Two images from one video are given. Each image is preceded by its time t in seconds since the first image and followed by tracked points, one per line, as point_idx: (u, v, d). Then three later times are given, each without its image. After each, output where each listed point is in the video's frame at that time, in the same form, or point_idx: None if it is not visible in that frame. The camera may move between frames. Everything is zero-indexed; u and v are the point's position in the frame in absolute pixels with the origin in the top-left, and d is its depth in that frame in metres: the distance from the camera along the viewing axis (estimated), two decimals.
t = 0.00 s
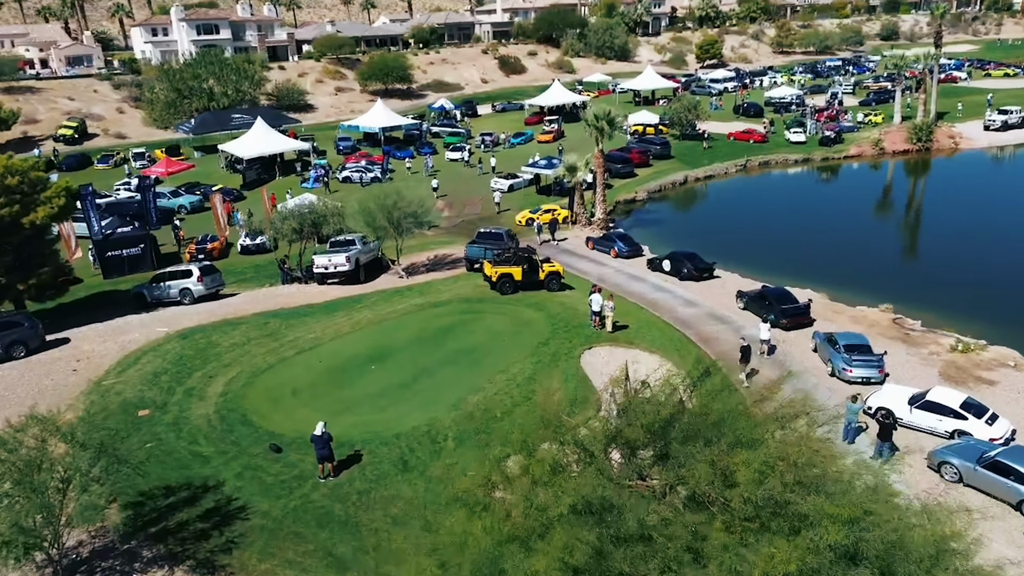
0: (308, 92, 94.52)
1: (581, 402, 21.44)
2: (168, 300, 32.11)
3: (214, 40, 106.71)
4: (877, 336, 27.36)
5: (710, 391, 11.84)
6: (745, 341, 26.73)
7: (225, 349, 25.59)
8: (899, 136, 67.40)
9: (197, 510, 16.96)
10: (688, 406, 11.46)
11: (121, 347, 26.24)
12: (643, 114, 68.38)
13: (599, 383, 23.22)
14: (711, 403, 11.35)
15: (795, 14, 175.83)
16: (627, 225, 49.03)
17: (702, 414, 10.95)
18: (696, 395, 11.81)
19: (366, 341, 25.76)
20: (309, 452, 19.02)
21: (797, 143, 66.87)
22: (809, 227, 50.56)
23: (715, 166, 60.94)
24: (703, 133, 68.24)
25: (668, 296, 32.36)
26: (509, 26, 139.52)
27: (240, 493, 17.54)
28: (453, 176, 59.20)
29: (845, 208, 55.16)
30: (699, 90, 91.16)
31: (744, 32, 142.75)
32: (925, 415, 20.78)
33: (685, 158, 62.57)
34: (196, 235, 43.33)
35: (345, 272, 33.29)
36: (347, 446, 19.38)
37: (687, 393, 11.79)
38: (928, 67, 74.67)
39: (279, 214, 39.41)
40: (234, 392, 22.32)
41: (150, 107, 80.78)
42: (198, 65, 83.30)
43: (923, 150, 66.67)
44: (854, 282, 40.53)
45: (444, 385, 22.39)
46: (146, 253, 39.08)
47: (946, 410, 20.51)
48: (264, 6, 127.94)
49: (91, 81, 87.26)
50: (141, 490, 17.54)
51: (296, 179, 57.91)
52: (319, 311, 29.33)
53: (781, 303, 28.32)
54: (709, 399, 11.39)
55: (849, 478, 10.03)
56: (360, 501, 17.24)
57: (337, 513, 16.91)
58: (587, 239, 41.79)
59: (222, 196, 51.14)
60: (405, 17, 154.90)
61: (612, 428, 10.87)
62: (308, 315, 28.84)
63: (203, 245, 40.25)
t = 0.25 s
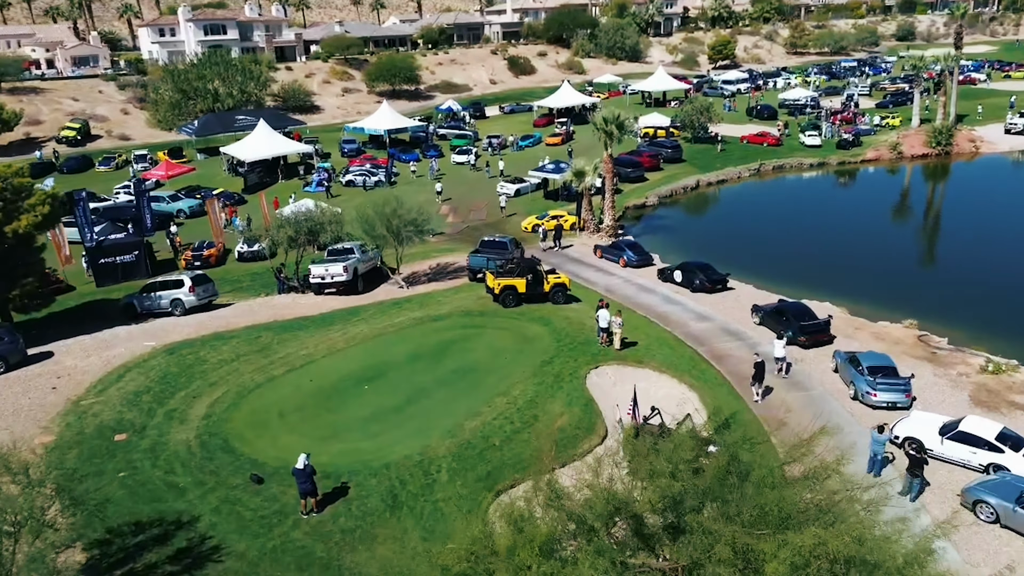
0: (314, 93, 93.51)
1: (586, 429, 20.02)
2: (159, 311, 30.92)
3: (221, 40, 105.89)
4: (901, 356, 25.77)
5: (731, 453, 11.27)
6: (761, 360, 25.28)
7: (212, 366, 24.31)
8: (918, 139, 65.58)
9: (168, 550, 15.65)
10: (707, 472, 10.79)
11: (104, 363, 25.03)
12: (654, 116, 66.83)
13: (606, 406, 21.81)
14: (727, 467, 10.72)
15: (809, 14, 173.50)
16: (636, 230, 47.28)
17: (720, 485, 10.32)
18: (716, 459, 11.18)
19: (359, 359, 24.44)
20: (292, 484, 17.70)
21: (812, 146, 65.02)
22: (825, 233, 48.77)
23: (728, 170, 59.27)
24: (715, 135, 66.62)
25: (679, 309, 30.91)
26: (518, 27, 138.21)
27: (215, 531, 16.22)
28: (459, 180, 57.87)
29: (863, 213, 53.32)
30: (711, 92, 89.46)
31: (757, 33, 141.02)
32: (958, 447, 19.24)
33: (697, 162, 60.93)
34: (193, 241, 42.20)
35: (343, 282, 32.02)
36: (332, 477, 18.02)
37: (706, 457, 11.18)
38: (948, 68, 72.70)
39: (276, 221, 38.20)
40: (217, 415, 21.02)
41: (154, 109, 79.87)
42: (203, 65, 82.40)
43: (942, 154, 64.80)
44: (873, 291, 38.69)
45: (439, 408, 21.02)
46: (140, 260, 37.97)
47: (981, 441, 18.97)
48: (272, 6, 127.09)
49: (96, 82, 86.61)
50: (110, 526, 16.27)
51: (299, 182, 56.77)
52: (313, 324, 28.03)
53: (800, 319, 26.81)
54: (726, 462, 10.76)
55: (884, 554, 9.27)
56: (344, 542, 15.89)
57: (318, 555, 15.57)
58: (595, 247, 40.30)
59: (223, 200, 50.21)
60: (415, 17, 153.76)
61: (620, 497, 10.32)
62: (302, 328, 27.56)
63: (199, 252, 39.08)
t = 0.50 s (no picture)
0: (316, 93, 92.54)
1: (587, 455, 18.81)
2: (146, 321, 29.78)
3: (223, 40, 104.99)
4: (920, 373, 24.47)
5: (748, 515, 10.45)
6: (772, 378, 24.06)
7: (196, 382, 23.19)
8: (930, 142, 64.18)
9: None
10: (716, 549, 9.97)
11: (84, 378, 23.95)
12: (660, 118, 65.55)
13: (608, 429, 20.57)
14: (742, 538, 9.91)
15: (817, 14, 171.77)
16: (641, 235, 45.85)
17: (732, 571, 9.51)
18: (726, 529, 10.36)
19: (350, 375, 23.30)
20: (271, 515, 16.55)
21: (822, 149, 63.58)
22: (835, 238, 47.38)
23: (736, 174, 57.92)
24: (723, 137, 65.30)
25: (686, 321, 29.67)
26: (523, 27, 137.09)
27: (185, 569, 15.05)
28: (461, 183, 56.70)
29: (875, 217, 51.87)
30: (718, 93, 88.15)
31: (765, 33, 139.69)
32: (985, 477, 17.96)
33: (704, 165, 59.55)
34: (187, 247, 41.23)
35: (337, 291, 30.91)
36: (314, 507, 16.84)
37: (716, 529, 10.36)
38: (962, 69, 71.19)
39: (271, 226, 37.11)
40: (197, 436, 19.89)
41: (154, 110, 78.93)
42: (204, 65, 81.47)
43: (956, 157, 63.38)
44: (885, 299, 37.17)
45: (431, 431, 19.84)
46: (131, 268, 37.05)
47: (1010, 471, 17.67)
48: (275, 6, 126.19)
49: (96, 82, 85.80)
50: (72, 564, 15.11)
51: (298, 186, 55.77)
52: (304, 336, 26.89)
53: (815, 334, 25.56)
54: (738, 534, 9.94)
55: None
56: None
57: None
58: (599, 254, 39.04)
59: (219, 204, 49.22)
60: (419, 17, 152.71)
61: None
62: (292, 340, 26.47)
63: (192, 259, 38.08)
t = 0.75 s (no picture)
0: (320, 94, 91.46)
1: (590, 490, 17.41)
2: (131, 334, 28.61)
3: (228, 40, 104.05)
4: (947, 396, 22.93)
5: None
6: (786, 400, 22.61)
7: (176, 403, 21.92)
8: (948, 145, 62.46)
9: None
10: None
11: (61, 397, 22.75)
12: (669, 120, 64.05)
13: (613, 459, 19.18)
14: None
15: (829, 14, 169.73)
16: (648, 241, 44.30)
17: None
18: None
19: (339, 396, 21.98)
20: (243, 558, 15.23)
21: (835, 152, 61.90)
22: (850, 245, 45.62)
23: (748, 178, 56.31)
24: (733, 140, 63.74)
25: (696, 336, 28.22)
26: (531, 27, 135.81)
27: None
28: (464, 187, 55.39)
29: (891, 222, 50.13)
30: (728, 94, 86.56)
31: (776, 33, 138.08)
32: None
33: (715, 169, 57.99)
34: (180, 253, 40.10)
35: (330, 302, 29.64)
36: (291, 549, 15.47)
37: None
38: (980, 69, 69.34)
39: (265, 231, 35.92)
40: (172, 465, 18.59)
41: (155, 111, 77.94)
42: (206, 66, 80.47)
43: (974, 161, 61.62)
44: (903, 310, 35.42)
45: (422, 461, 18.47)
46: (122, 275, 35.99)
47: None
48: (281, 6, 125.30)
49: (98, 83, 85.00)
50: None
51: (298, 189, 54.61)
52: (294, 352, 25.60)
53: (833, 352, 24.06)
54: None
55: None
56: None
57: None
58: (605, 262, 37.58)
59: (216, 208, 48.91)
60: (426, 17, 151.63)
61: None
62: (280, 357, 25.15)
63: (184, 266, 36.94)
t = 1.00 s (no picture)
0: (322, 95, 90.42)
1: (589, 524, 16.21)
2: (114, 345, 27.46)
3: (229, 40, 103.12)
4: (970, 418, 21.63)
5: None
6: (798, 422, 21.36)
7: (154, 424, 20.79)
8: (960, 148, 61.05)
9: None
10: None
11: (34, 415, 21.68)
12: (674, 122, 62.75)
13: (614, 488, 17.93)
14: None
15: (837, 13, 168.15)
16: (652, 246, 43.01)
17: None
18: None
19: (325, 417, 20.81)
20: None
21: (845, 155, 60.49)
22: (861, 250, 44.21)
23: (755, 181, 54.98)
24: (740, 142, 62.40)
25: (703, 350, 26.95)
26: (535, 27, 134.72)
27: None
28: (465, 191, 54.21)
29: (903, 227, 48.72)
30: (735, 95, 85.21)
31: (783, 33, 136.70)
32: None
33: (722, 172, 56.67)
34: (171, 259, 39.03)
35: (321, 313, 28.47)
36: None
37: None
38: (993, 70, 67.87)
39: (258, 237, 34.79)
40: (144, 494, 17.46)
41: (154, 112, 76.96)
42: (205, 66, 79.50)
43: (987, 164, 60.20)
44: (917, 319, 34.00)
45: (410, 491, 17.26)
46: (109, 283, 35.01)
47: None
48: (283, 6, 124.49)
49: (97, 83, 84.15)
50: None
51: (296, 193, 53.54)
52: (281, 367, 24.45)
53: (849, 371, 22.82)
54: None
55: None
56: None
57: None
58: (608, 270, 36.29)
59: (211, 212, 48.07)
60: (430, 17, 150.62)
61: None
62: (267, 373, 24.00)
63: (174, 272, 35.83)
